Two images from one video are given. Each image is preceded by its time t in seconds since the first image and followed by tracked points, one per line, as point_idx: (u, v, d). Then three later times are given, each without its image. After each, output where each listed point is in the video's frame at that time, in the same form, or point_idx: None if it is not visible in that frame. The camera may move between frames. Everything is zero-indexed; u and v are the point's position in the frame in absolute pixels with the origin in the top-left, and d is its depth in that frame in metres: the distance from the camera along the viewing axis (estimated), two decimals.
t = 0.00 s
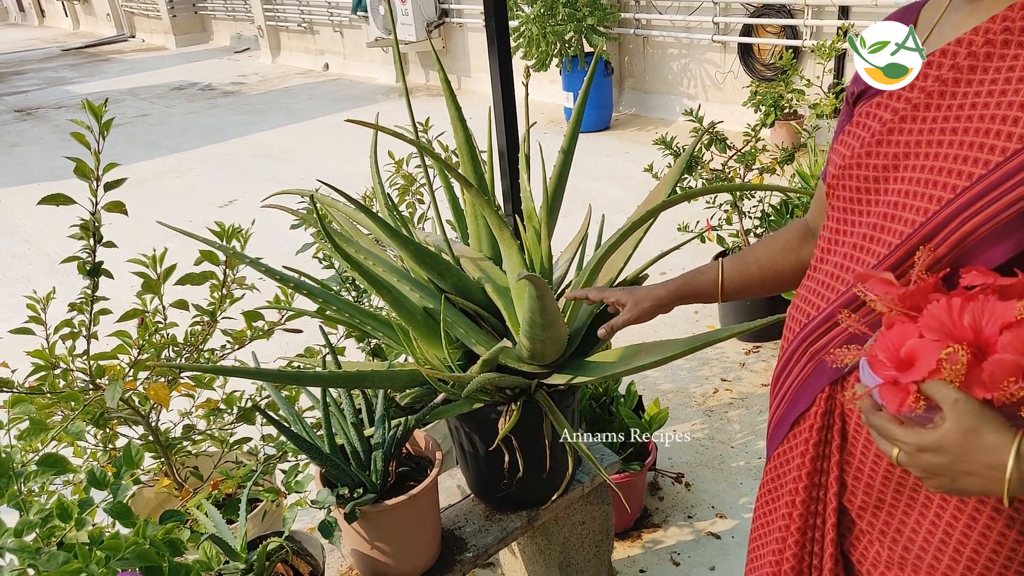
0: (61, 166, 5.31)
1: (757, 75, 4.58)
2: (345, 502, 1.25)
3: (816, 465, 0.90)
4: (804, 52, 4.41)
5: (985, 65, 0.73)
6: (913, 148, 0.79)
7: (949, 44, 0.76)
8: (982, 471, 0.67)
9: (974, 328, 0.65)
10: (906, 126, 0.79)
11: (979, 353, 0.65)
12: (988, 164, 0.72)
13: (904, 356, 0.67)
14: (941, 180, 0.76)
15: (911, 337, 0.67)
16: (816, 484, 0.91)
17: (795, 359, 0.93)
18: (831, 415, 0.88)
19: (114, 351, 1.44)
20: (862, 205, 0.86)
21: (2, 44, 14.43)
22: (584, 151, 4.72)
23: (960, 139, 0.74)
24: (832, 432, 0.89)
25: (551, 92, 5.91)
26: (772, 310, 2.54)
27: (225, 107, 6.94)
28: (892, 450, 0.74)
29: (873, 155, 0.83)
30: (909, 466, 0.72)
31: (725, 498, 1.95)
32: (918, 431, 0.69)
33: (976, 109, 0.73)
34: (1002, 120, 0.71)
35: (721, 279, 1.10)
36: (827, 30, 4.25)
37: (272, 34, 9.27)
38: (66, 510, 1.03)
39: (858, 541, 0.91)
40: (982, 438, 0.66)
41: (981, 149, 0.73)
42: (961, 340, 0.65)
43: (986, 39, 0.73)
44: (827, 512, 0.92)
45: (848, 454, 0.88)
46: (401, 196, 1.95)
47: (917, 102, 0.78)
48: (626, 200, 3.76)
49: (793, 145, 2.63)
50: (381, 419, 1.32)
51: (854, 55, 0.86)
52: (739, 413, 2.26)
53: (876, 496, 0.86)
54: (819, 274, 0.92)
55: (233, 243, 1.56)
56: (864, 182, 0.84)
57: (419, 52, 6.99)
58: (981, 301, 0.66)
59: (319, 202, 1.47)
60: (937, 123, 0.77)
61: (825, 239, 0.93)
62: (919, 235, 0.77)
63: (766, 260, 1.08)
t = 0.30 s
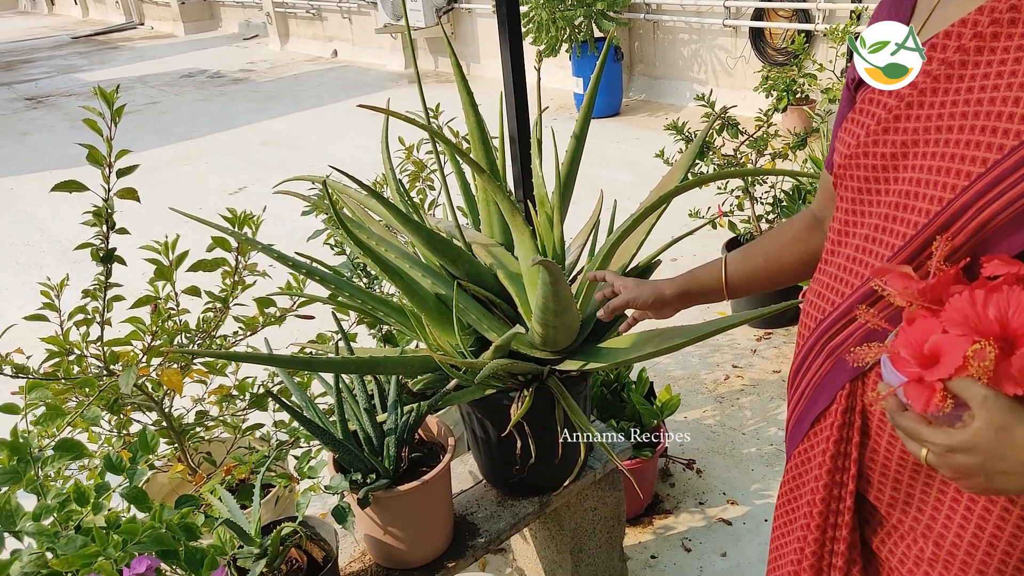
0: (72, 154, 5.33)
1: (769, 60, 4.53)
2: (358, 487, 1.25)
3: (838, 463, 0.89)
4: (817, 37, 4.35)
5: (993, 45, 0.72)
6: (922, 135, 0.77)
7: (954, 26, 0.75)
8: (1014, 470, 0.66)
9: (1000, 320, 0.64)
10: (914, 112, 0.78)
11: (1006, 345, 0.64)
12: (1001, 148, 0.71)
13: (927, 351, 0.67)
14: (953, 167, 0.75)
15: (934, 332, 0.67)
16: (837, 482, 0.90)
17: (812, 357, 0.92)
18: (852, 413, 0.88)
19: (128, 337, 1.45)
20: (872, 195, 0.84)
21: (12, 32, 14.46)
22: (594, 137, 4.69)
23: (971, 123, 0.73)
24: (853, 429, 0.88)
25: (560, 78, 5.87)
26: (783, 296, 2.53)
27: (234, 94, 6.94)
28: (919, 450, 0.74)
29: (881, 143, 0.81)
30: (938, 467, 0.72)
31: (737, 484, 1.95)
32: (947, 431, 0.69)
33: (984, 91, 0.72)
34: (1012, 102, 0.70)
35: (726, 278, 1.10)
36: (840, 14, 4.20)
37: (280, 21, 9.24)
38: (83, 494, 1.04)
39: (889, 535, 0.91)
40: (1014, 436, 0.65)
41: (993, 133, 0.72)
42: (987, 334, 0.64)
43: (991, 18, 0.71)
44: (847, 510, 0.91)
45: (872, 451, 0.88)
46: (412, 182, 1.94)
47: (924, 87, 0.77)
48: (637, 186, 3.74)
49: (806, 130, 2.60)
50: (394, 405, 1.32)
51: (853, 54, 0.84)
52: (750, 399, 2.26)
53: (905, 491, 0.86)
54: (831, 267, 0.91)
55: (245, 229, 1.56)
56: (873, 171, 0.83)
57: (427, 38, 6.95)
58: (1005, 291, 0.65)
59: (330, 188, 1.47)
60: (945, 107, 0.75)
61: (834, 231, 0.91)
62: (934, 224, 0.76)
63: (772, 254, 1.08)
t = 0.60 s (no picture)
0: (94, 130, 5.36)
1: (793, 32, 4.44)
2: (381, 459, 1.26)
3: (836, 467, 0.89)
4: (843, 8, 4.25)
5: (1004, 27, 0.69)
6: (926, 123, 0.75)
7: (963, 7, 0.72)
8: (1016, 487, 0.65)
9: (1006, 326, 0.62)
10: (917, 99, 0.75)
11: (1012, 353, 0.62)
12: (1010, 141, 0.68)
13: (928, 356, 0.65)
14: (959, 160, 0.72)
15: (936, 336, 0.65)
16: (836, 487, 0.89)
17: (809, 358, 0.91)
18: (850, 417, 0.86)
19: (153, 309, 1.46)
20: (873, 187, 0.83)
21: (31, 9, 14.52)
22: (614, 112, 4.64)
23: (978, 113, 0.70)
24: (853, 434, 0.87)
25: (580, 52, 5.80)
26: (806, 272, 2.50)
27: (252, 70, 6.93)
28: (919, 462, 0.72)
29: (881, 133, 0.79)
30: (937, 480, 0.70)
31: (757, 460, 1.95)
32: (946, 444, 0.67)
33: (994, 76, 0.69)
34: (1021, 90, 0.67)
35: (736, 279, 1.08)
36: None
37: None
38: (114, 462, 1.07)
39: (889, 547, 0.89)
40: (1017, 451, 0.63)
41: (1001, 124, 0.69)
42: (991, 340, 0.62)
43: None
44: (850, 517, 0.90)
45: (873, 456, 0.87)
46: (432, 156, 1.93)
47: (930, 71, 0.74)
48: (658, 161, 3.70)
49: (832, 103, 2.55)
50: (416, 377, 1.33)
51: (855, 55, 0.82)
52: (771, 375, 2.24)
53: (906, 500, 0.84)
54: (830, 262, 0.89)
55: (267, 203, 1.56)
56: (874, 162, 0.81)
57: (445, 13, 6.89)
58: (1013, 295, 0.62)
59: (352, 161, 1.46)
60: (952, 95, 0.73)
61: (834, 224, 0.90)
62: (938, 221, 0.73)
63: (780, 248, 1.04)
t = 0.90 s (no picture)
0: (121, 104, 5.41)
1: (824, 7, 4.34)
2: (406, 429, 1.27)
3: (814, 478, 0.86)
4: None
5: (1017, 25, 0.63)
6: (925, 124, 0.70)
7: None
8: (1006, 532, 0.58)
9: (1008, 353, 0.54)
10: (918, 96, 0.70)
11: (1013, 387, 0.54)
12: (1013, 152, 0.63)
13: (918, 381, 0.57)
14: (957, 167, 0.67)
15: (929, 360, 0.57)
16: (813, 501, 0.86)
17: (789, 362, 0.88)
18: (828, 428, 0.84)
19: (181, 279, 1.48)
20: (866, 188, 0.78)
21: None
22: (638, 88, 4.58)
23: (981, 118, 0.65)
24: (830, 446, 0.84)
25: (605, 28, 5.72)
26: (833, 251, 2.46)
27: (277, 45, 6.93)
28: (900, 495, 0.65)
29: (878, 130, 0.74)
30: (920, 516, 0.64)
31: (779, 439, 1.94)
32: (932, 481, 0.61)
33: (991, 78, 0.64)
34: None
35: (692, 275, 1.04)
36: None
37: None
38: (145, 427, 1.09)
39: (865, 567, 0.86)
40: (1008, 497, 0.57)
41: (1005, 133, 0.64)
42: (989, 370, 0.54)
43: None
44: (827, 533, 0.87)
45: (850, 470, 0.84)
46: (457, 130, 1.91)
47: (933, 69, 0.69)
48: (684, 138, 3.65)
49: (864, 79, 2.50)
50: (441, 350, 1.33)
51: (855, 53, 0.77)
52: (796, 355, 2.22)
53: (884, 521, 0.81)
54: (819, 261, 0.85)
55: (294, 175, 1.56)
56: (868, 161, 0.76)
57: None
58: (1016, 317, 0.55)
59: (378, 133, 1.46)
60: (955, 95, 0.67)
61: (824, 225, 0.85)
62: (931, 231, 0.68)
63: (739, 241, 1.00)
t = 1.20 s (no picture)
0: (144, 79, 5.43)
1: None
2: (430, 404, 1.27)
3: (815, 494, 0.86)
4: None
5: None
6: (943, 132, 0.67)
7: None
8: None
9: None
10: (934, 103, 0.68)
11: None
12: None
13: (940, 413, 0.58)
14: (978, 177, 0.65)
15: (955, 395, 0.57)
16: (813, 516, 0.87)
17: (792, 372, 0.87)
18: (830, 440, 0.83)
19: (208, 252, 1.49)
20: (878, 197, 0.75)
21: None
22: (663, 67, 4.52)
23: (1002, 127, 0.63)
24: (832, 460, 0.84)
25: (629, 5, 5.64)
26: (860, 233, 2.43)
27: (298, 20, 6.91)
28: (930, 537, 0.65)
29: (892, 139, 0.71)
30: (950, 560, 0.63)
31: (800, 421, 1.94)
32: (962, 525, 0.61)
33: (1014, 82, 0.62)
34: None
35: (663, 275, 1.01)
36: None
37: None
38: (175, 397, 1.11)
39: None
40: None
41: None
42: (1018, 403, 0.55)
43: None
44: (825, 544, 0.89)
45: (852, 486, 0.84)
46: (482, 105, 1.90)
47: (951, 72, 0.66)
48: (708, 116, 3.61)
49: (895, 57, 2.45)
50: (465, 325, 1.34)
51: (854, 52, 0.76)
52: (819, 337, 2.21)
53: (885, 537, 0.82)
54: (826, 273, 0.83)
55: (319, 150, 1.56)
56: (881, 170, 0.73)
57: None
58: None
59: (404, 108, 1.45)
60: (973, 103, 0.65)
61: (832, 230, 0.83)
62: (950, 246, 0.67)
63: (716, 239, 0.96)
